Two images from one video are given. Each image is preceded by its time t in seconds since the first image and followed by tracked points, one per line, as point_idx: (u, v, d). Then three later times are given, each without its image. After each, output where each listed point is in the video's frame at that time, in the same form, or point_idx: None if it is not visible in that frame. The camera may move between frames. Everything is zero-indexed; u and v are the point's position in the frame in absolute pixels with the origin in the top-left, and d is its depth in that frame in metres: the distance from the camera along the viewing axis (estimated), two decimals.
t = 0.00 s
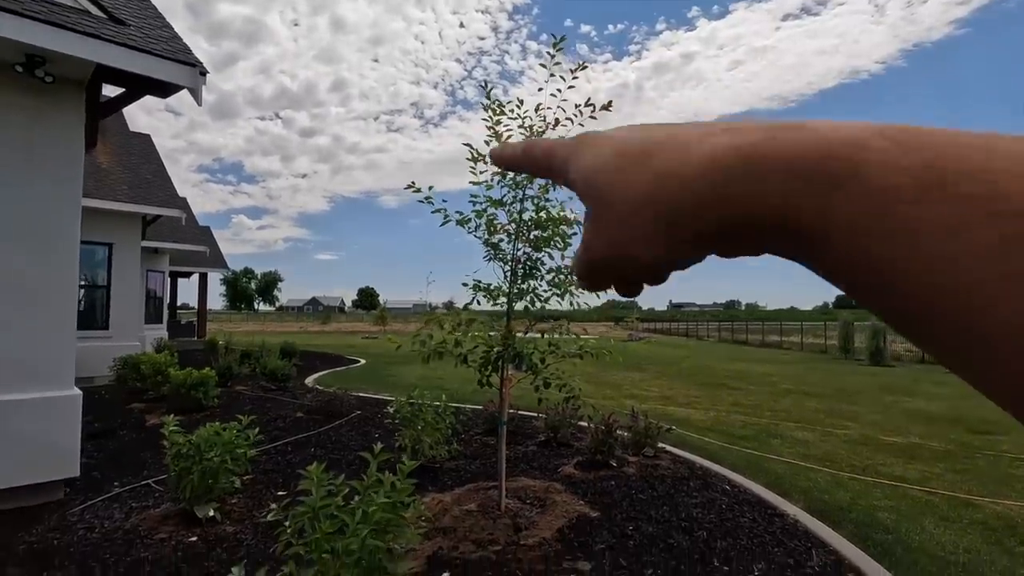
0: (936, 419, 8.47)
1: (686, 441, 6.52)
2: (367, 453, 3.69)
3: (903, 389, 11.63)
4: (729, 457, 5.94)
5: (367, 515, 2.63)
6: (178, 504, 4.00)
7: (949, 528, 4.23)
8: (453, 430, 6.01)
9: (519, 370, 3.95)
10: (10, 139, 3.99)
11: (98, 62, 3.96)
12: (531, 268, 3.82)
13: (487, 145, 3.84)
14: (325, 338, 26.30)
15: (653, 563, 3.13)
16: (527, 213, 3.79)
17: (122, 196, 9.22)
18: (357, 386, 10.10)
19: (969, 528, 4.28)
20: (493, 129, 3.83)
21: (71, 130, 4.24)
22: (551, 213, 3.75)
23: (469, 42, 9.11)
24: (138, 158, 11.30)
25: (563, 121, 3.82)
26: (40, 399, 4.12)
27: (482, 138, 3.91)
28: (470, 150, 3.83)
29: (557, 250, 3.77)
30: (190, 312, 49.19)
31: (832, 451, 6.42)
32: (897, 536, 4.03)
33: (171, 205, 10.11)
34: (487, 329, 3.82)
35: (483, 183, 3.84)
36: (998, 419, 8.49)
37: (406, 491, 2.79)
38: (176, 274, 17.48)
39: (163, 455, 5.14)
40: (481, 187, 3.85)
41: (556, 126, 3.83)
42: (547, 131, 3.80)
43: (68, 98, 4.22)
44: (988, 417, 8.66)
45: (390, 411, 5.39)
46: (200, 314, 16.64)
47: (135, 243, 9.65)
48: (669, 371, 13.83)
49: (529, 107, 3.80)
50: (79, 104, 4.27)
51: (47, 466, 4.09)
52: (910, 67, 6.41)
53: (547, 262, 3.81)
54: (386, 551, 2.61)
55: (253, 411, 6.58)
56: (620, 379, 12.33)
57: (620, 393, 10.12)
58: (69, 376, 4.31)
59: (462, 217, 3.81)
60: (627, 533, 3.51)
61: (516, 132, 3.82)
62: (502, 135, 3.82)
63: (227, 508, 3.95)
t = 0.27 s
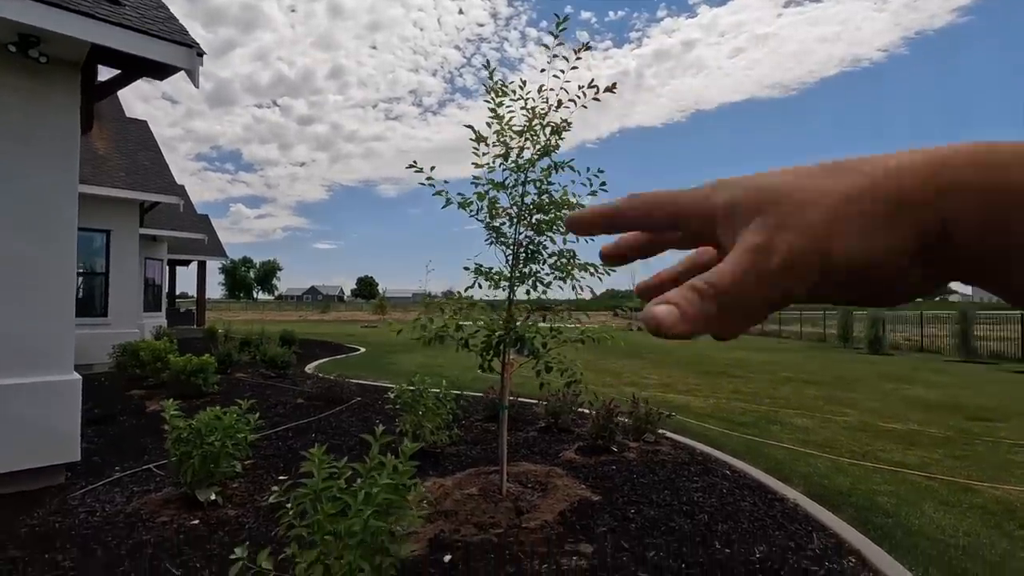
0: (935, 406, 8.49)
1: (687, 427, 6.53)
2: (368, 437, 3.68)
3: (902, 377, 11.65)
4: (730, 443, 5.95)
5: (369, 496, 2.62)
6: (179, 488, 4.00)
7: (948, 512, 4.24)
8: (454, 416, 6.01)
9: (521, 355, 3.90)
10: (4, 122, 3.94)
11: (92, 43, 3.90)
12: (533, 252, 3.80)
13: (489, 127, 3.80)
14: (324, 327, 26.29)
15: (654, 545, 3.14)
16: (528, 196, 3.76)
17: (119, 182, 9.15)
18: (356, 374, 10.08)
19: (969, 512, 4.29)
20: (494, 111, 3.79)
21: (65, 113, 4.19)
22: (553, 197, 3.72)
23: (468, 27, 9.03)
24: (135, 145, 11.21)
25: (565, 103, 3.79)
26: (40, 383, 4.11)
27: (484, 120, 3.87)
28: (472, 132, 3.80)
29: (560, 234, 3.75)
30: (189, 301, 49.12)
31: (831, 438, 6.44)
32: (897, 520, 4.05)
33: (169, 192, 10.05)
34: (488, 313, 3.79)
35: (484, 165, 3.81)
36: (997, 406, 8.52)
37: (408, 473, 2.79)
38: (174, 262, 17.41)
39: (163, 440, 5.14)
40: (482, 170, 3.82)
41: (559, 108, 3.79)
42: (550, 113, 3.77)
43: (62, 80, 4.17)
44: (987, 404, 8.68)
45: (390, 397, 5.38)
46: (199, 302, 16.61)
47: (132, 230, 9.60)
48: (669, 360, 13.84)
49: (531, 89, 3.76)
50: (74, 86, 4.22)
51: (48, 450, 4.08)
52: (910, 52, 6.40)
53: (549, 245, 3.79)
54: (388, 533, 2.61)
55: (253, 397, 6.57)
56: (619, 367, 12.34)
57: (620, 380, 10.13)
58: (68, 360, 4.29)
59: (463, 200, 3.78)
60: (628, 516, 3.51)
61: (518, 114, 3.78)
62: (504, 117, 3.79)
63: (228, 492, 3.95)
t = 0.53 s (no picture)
0: (933, 396, 8.52)
1: (685, 417, 6.55)
2: (367, 426, 3.69)
3: (900, 367, 11.68)
4: (728, 433, 5.97)
5: (368, 485, 2.62)
6: (179, 477, 4.01)
7: (944, 501, 4.26)
8: (453, 406, 6.02)
9: (520, 345, 3.89)
10: None
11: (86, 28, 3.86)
12: (532, 241, 3.79)
13: (488, 114, 3.77)
14: (323, 317, 26.30)
15: (653, 533, 3.15)
16: (527, 185, 3.75)
17: (116, 172, 9.11)
18: (356, 365, 10.08)
19: (965, 500, 4.31)
20: (493, 98, 3.76)
21: (60, 100, 4.16)
22: (553, 185, 3.70)
23: (467, 15, 8.96)
24: (132, 134, 11.14)
25: (565, 90, 3.76)
26: (38, 372, 4.11)
27: (482, 108, 3.83)
28: (470, 119, 3.77)
29: (559, 223, 3.73)
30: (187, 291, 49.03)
31: (829, 427, 6.46)
32: (894, 508, 4.06)
33: (166, 181, 9.99)
34: (487, 303, 3.77)
35: (484, 153, 3.78)
36: (994, 396, 8.55)
37: (407, 461, 2.79)
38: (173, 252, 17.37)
39: (162, 429, 5.14)
40: (481, 158, 3.80)
41: (558, 95, 3.76)
42: (550, 101, 3.74)
43: (54, 66, 4.13)
44: (984, 394, 8.72)
45: (390, 387, 5.39)
46: (197, 293, 16.60)
47: (129, 219, 9.56)
48: (667, 350, 13.87)
49: (530, 76, 3.73)
50: (67, 73, 4.19)
51: (46, 440, 4.08)
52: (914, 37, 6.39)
53: (548, 235, 3.78)
54: (387, 520, 2.62)
55: (252, 386, 6.59)
56: (618, 357, 12.37)
57: (618, 371, 10.16)
58: (68, 347, 4.31)
59: (462, 187, 3.75)
60: (626, 504, 3.53)
61: (517, 101, 3.75)
62: (503, 105, 3.76)
63: (227, 481, 3.95)
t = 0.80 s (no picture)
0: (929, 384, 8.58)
1: (683, 405, 6.58)
2: (366, 413, 3.68)
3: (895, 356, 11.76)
4: (725, 420, 6.01)
5: (368, 470, 2.63)
6: (177, 464, 4.00)
7: (939, 486, 4.31)
8: (451, 394, 6.04)
9: (519, 332, 3.89)
10: None
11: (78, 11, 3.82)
12: (531, 228, 3.78)
13: (487, 100, 3.76)
14: (320, 308, 26.29)
15: (651, 518, 3.18)
16: (527, 172, 3.73)
17: (111, 160, 9.04)
18: (353, 355, 10.07)
19: (960, 486, 4.36)
20: (492, 84, 3.74)
21: (52, 85, 4.12)
22: (552, 172, 3.69)
23: (463, 3, 8.88)
24: (126, 123, 11.05)
25: (564, 76, 3.75)
26: (35, 360, 4.10)
27: (481, 94, 3.81)
28: (470, 105, 3.74)
29: (558, 210, 3.72)
30: (183, 281, 48.85)
31: (825, 415, 6.51)
32: (889, 494, 4.10)
33: (161, 170, 9.92)
34: (486, 290, 3.76)
35: (483, 140, 3.77)
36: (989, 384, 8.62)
37: (408, 447, 2.79)
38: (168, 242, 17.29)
39: (160, 417, 5.14)
40: (480, 144, 3.78)
41: (558, 81, 3.74)
42: (549, 87, 3.72)
43: (47, 50, 4.08)
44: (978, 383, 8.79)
45: (388, 375, 5.40)
46: (194, 283, 16.55)
47: (125, 209, 9.51)
48: (664, 340, 13.92)
49: (529, 61, 3.71)
50: (60, 57, 4.14)
51: (44, 427, 4.08)
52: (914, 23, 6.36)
53: (547, 221, 3.77)
54: (388, 505, 2.62)
55: (250, 375, 6.58)
56: (615, 347, 12.40)
57: (616, 360, 10.19)
58: (63, 339, 4.28)
59: (461, 174, 3.72)
60: (625, 490, 3.55)
61: (517, 87, 3.73)
62: (502, 91, 3.74)
63: (226, 468, 3.95)
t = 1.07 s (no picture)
0: (918, 373, 8.68)
1: (676, 394, 6.63)
2: (360, 402, 3.67)
3: (885, 346, 11.87)
4: (718, 409, 6.06)
5: (364, 458, 2.63)
6: (171, 454, 3.99)
7: (928, 473, 4.37)
8: (446, 383, 6.05)
9: (513, 322, 3.88)
10: None
11: None
12: (526, 217, 3.77)
13: (481, 88, 3.73)
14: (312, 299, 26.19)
15: (645, 505, 3.20)
16: (521, 160, 3.71)
17: (99, 148, 8.93)
18: (347, 345, 10.05)
19: (949, 473, 4.42)
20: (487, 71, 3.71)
21: (38, 69, 4.05)
22: (547, 160, 3.67)
23: None
24: (114, 110, 10.89)
25: (560, 63, 3.73)
26: (24, 349, 4.05)
27: (476, 81, 3.78)
28: (464, 92, 3.71)
29: (553, 199, 3.71)
30: (173, 272, 48.46)
31: (816, 404, 6.57)
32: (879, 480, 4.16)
33: (150, 159, 9.81)
34: (481, 279, 3.74)
35: (478, 127, 3.74)
36: (977, 373, 8.74)
37: (403, 436, 2.79)
38: (158, 232, 17.13)
39: (152, 408, 5.12)
40: (475, 132, 3.75)
41: (553, 68, 3.72)
42: (544, 75, 3.71)
43: (31, 34, 4.01)
44: (966, 372, 8.90)
45: (382, 364, 5.39)
46: (184, 273, 16.42)
47: (114, 198, 9.40)
48: (657, 330, 13.97)
49: (524, 48, 3.68)
50: (45, 41, 4.07)
51: (35, 417, 4.05)
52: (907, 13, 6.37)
53: (542, 211, 3.75)
54: (383, 494, 2.63)
55: (243, 365, 6.55)
56: (609, 337, 12.44)
57: (610, 349, 10.23)
58: (52, 328, 4.24)
59: (455, 162, 3.69)
60: (619, 477, 3.58)
61: (511, 74, 3.71)
62: (497, 78, 3.71)
63: (220, 458, 3.94)
